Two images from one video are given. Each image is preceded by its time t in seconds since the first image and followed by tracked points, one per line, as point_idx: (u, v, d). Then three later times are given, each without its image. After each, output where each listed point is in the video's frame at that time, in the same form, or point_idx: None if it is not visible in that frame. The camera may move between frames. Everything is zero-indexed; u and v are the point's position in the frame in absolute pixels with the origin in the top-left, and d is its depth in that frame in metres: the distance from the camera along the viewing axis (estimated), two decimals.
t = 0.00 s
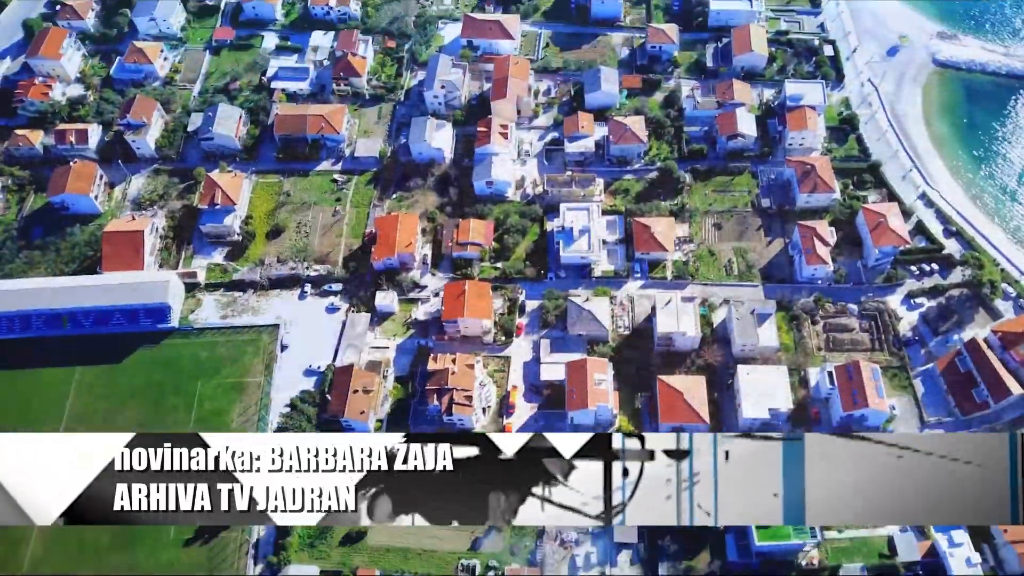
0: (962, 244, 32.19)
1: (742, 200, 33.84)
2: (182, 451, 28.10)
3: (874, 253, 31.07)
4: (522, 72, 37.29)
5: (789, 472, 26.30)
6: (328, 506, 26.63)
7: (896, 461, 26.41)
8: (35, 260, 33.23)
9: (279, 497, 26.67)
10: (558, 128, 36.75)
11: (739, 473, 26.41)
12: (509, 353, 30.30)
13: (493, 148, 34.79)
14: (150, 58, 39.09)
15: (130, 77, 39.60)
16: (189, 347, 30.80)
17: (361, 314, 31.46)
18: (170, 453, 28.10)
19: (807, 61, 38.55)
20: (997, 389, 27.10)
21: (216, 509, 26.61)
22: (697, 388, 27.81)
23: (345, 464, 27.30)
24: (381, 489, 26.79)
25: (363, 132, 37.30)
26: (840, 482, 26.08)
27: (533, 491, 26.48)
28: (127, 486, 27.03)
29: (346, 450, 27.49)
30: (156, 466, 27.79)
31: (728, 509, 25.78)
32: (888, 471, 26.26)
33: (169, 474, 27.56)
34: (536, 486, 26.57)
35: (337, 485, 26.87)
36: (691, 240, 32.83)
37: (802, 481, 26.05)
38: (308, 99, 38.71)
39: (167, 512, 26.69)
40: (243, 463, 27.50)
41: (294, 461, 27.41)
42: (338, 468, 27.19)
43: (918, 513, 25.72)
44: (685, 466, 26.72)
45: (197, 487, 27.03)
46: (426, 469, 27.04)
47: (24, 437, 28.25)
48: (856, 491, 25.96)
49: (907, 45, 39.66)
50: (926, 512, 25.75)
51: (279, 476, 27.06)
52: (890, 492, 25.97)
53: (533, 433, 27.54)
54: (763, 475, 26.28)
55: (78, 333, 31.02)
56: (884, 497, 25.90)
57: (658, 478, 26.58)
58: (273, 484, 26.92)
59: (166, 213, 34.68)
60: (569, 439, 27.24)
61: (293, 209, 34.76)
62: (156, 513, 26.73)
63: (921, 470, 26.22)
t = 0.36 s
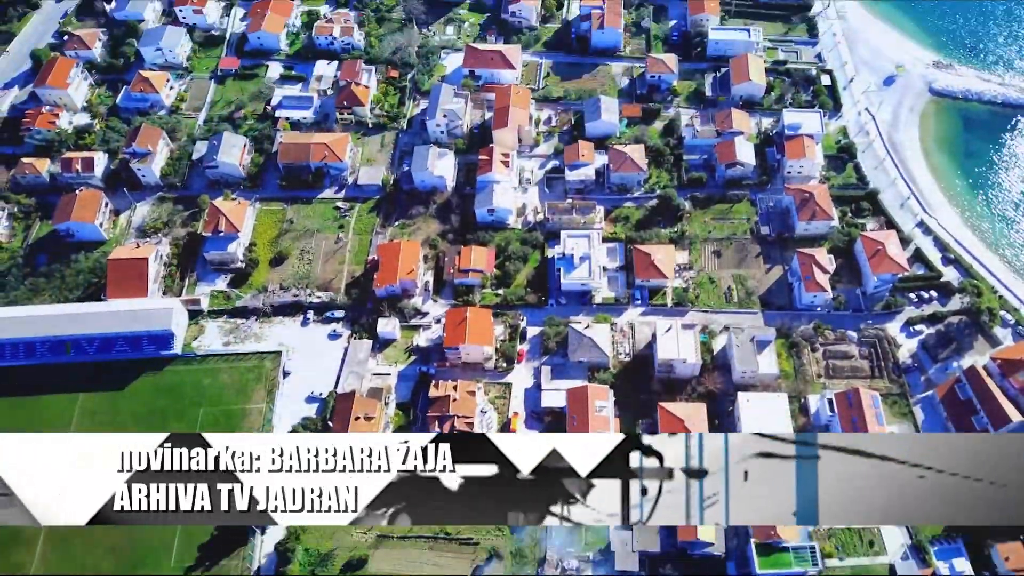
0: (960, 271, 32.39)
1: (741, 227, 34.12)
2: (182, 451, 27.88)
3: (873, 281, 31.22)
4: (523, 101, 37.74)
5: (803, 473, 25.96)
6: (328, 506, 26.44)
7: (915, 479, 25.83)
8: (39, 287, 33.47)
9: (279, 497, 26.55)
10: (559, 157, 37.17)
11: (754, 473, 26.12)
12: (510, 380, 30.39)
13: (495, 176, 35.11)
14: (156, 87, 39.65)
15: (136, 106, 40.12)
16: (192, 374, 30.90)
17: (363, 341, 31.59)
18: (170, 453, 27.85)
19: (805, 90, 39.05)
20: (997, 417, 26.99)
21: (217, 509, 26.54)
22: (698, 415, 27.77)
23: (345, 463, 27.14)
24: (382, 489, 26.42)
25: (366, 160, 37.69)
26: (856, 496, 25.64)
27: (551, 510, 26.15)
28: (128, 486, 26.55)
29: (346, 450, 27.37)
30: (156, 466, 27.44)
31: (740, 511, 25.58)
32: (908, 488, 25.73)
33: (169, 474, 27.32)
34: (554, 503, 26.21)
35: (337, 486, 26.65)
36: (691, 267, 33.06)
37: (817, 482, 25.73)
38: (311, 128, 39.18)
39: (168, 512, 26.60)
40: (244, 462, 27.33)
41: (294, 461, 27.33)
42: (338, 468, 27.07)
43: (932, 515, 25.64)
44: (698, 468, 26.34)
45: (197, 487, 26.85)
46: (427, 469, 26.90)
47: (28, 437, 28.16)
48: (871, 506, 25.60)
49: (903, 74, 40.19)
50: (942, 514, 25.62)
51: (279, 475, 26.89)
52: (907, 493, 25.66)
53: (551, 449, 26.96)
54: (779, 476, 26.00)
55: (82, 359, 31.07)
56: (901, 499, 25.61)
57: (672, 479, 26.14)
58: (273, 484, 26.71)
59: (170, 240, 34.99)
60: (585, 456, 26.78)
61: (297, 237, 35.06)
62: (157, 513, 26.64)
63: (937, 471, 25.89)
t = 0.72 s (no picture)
0: (958, 298, 32.56)
1: (740, 254, 34.37)
2: (182, 450, 28.14)
3: (871, 308, 31.46)
4: (524, 129, 38.23)
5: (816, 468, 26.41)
6: (328, 506, 26.82)
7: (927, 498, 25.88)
8: (43, 313, 33.66)
9: (279, 497, 26.90)
10: (560, 185, 37.54)
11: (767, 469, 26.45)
12: (511, 407, 30.43)
13: (496, 204, 35.46)
14: (162, 116, 40.15)
15: (141, 134, 40.60)
16: (195, 400, 30.99)
17: (365, 368, 31.68)
18: (170, 454, 27.95)
19: (803, 119, 39.52)
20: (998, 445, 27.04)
21: (217, 509, 26.93)
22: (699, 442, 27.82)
23: (345, 463, 27.47)
24: (383, 489, 26.73)
25: (368, 189, 38.06)
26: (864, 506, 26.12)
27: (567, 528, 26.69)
28: (128, 486, 26.84)
29: (346, 450, 27.69)
30: (156, 466, 27.58)
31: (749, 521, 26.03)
32: (918, 503, 25.93)
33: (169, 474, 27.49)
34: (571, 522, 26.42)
35: (337, 486, 26.99)
36: (691, 294, 33.24)
37: (829, 479, 26.16)
38: (315, 156, 39.62)
39: (168, 512, 26.89)
40: (244, 462, 27.68)
41: (294, 461, 27.70)
42: (338, 468, 27.39)
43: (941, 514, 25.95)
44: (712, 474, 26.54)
45: (197, 487, 27.18)
46: (427, 470, 27.19)
47: (29, 437, 28.45)
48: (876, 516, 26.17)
49: (900, 103, 40.69)
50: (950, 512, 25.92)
51: (279, 476, 27.24)
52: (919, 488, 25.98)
53: (567, 471, 26.66)
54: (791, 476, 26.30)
55: (85, 386, 31.10)
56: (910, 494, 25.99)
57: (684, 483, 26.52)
58: (273, 484, 27.07)
59: (173, 267, 35.18)
60: (600, 477, 26.56)
61: (300, 264, 35.32)
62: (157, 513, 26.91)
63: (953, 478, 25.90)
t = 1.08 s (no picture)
0: (958, 323, 32.71)
1: (740, 279, 34.56)
2: (182, 452, 29.10)
3: (870, 333, 31.57)
4: (524, 155, 38.55)
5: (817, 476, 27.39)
6: (328, 506, 27.65)
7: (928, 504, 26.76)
8: (46, 338, 33.83)
9: (279, 497, 27.65)
10: (561, 210, 37.85)
11: (768, 484, 27.20)
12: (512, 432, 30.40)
13: (497, 229, 35.75)
14: (167, 142, 40.59)
15: (146, 160, 41.04)
16: (196, 426, 31.04)
17: (366, 393, 31.74)
18: (171, 455, 29.01)
19: (801, 144, 39.91)
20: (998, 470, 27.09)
21: (217, 509, 27.60)
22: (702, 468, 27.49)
23: (345, 463, 28.65)
24: (383, 488, 27.85)
25: (371, 214, 38.38)
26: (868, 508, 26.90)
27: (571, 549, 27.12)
28: (128, 486, 27.86)
29: (346, 451, 28.92)
30: (155, 465, 28.67)
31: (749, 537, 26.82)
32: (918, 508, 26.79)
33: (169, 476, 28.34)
34: (574, 543, 27.23)
35: (337, 486, 28.03)
36: (691, 318, 33.36)
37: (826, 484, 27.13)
38: (318, 181, 39.97)
39: (168, 513, 27.58)
40: (243, 462, 28.72)
41: (293, 461, 28.77)
42: (338, 467, 28.57)
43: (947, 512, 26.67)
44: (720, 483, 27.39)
45: (197, 488, 27.91)
46: (428, 469, 28.37)
47: (29, 437, 29.25)
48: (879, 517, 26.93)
49: (898, 129, 41.13)
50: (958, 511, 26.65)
51: (279, 476, 28.21)
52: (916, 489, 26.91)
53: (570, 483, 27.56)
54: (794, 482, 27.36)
55: (87, 411, 31.13)
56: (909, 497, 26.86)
57: (689, 489, 27.34)
58: (273, 484, 27.94)
59: (176, 292, 35.34)
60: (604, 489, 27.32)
61: (302, 288, 35.51)
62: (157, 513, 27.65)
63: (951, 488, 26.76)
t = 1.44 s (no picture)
0: (957, 352, 32.80)
1: (740, 308, 34.73)
2: (182, 451, 28.52)
3: (870, 362, 31.69)
4: (525, 186, 38.99)
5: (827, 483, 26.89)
6: (328, 506, 27.49)
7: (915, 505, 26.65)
8: (50, 367, 34.00)
9: (279, 497, 27.59)
10: (562, 239, 38.18)
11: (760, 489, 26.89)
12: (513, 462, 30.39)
13: (498, 259, 36.07)
14: (171, 172, 41.03)
15: (151, 190, 41.49)
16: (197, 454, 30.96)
17: (368, 423, 31.80)
18: (171, 455, 28.39)
19: (800, 175, 40.31)
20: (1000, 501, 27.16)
21: (217, 509, 27.48)
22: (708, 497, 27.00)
23: (345, 463, 28.20)
24: (384, 487, 27.53)
25: (373, 243, 38.73)
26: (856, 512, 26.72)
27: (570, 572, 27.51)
28: (128, 486, 27.46)
29: (347, 451, 28.49)
30: (155, 466, 28.11)
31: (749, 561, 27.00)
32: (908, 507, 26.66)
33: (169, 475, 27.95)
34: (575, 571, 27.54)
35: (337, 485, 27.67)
36: (691, 347, 33.49)
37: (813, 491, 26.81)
38: (321, 211, 40.36)
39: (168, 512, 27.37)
40: (243, 462, 28.51)
41: (294, 462, 28.48)
42: (338, 467, 28.11)
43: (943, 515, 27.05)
44: (735, 494, 26.89)
45: (197, 488, 27.58)
46: (427, 469, 28.32)
47: (40, 449, 28.53)
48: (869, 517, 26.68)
49: (895, 160, 41.57)
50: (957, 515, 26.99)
51: (280, 476, 27.92)
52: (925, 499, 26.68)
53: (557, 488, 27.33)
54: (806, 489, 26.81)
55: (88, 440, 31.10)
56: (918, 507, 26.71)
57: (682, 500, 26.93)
58: (273, 485, 27.69)
59: (179, 321, 35.53)
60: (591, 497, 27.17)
61: (304, 317, 35.70)
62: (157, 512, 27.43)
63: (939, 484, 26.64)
